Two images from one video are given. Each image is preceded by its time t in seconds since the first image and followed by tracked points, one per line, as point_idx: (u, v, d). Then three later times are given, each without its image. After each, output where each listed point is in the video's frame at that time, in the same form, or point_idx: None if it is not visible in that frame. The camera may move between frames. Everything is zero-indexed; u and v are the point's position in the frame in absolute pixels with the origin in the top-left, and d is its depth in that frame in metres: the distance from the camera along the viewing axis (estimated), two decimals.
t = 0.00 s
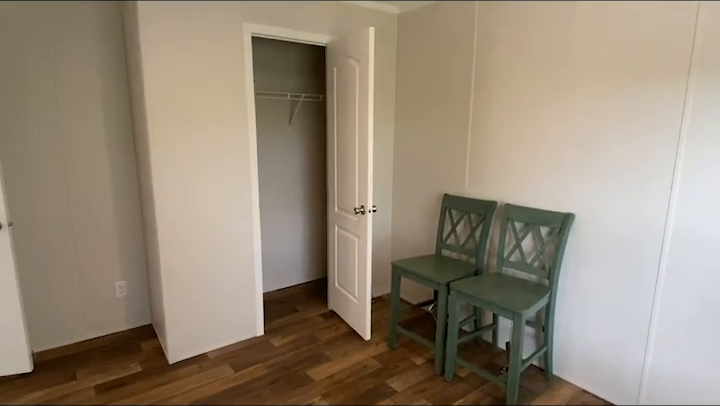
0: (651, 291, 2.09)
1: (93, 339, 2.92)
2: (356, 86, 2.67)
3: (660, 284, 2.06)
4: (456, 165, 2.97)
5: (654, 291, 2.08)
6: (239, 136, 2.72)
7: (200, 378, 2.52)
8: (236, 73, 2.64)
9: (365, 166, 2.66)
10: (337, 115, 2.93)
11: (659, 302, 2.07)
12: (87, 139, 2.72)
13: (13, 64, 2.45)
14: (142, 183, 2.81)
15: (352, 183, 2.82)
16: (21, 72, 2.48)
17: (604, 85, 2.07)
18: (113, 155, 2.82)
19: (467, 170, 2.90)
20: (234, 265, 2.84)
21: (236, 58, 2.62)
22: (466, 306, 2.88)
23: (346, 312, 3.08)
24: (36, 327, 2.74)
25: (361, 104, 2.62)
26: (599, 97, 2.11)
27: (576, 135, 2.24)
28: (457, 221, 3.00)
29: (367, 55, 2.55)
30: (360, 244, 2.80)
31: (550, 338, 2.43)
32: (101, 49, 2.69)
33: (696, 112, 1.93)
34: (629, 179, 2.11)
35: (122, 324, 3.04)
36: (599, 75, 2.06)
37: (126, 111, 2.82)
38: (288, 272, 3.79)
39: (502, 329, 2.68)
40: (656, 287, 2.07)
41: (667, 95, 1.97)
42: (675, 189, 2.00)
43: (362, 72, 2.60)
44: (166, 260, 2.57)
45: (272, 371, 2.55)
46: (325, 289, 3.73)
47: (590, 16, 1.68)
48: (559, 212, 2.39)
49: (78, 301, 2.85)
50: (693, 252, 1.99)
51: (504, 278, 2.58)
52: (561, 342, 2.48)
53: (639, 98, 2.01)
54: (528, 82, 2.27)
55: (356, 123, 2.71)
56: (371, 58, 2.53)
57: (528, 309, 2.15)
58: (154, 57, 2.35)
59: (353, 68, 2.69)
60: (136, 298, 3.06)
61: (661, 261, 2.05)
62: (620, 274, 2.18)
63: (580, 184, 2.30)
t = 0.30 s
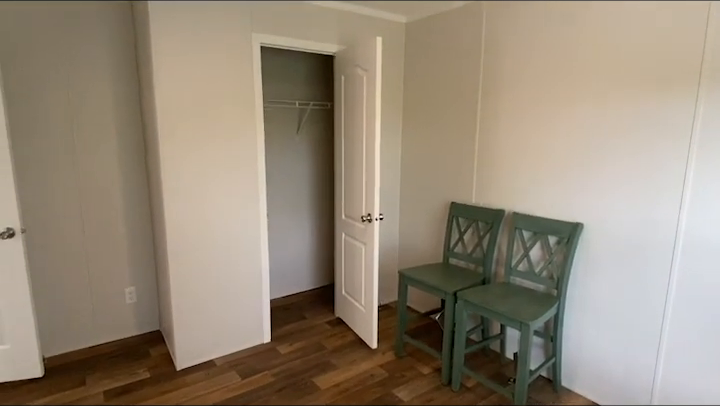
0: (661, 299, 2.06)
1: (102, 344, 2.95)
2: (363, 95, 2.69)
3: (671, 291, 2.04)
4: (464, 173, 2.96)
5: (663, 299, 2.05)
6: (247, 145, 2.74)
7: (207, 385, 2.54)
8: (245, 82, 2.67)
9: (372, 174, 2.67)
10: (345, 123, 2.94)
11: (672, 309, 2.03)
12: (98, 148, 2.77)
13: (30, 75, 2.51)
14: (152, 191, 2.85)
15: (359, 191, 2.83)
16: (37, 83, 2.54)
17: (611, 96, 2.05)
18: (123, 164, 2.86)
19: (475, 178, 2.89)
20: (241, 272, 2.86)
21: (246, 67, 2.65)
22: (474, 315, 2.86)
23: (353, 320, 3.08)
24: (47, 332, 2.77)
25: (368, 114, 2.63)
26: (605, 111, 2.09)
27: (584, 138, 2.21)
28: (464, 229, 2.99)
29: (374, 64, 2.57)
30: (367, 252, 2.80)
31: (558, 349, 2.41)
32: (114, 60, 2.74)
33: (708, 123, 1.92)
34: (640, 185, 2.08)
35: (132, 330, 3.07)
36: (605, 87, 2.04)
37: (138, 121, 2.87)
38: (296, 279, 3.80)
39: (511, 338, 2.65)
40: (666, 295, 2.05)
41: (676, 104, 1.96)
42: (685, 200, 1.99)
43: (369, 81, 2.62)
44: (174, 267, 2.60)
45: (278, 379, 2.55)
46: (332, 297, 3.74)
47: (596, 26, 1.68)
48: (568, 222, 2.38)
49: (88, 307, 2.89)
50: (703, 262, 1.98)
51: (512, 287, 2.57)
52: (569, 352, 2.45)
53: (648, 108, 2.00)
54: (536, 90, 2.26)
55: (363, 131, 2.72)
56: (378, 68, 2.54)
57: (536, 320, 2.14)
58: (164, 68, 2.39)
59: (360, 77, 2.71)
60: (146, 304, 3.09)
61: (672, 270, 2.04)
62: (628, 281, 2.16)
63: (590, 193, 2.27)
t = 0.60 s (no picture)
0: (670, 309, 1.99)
1: (106, 350, 2.95)
2: (367, 101, 2.69)
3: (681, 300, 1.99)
4: (469, 180, 2.95)
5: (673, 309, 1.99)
6: (252, 151, 2.75)
7: (209, 392, 2.52)
8: (250, 89, 2.68)
9: (376, 180, 2.66)
10: (349, 130, 2.94)
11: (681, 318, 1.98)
12: (105, 154, 2.79)
13: (39, 82, 2.55)
14: (157, 197, 2.87)
15: (363, 197, 2.83)
16: (45, 90, 2.57)
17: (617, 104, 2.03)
18: (129, 170, 2.88)
19: (480, 185, 2.87)
20: (244, 279, 2.85)
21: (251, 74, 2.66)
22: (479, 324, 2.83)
23: (357, 328, 3.05)
24: (52, 337, 2.79)
25: (372, 120, 2.63)
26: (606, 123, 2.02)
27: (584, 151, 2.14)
28: (469, 236, 2.97)
29: (378, 70, 2.57)
30: (371, 258, 2.79)
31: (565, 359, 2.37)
32: (121, 68, 2.77)
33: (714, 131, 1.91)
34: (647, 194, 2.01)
35: (136, 336, 3.08)
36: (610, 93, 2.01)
37: (144, 127, 2.89)
38: (300, 286, 3.79)
39: (516, 348, 2.60)
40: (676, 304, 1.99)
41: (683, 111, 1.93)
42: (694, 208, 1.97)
43: (373, 88, 2.62)
44: (178, 273, 2.60)
45: (281, 387, 2.53)
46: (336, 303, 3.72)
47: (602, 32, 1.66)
48: (574, 230, 2.36)
49: (93, 313, 2.90)
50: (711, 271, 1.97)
51: (518, 296, 2.55)
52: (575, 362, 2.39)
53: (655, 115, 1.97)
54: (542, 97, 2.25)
55: (367, 138, 2.72)
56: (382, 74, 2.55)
57: (542, 330, 2.11)
58: (170, 75, 2.41)
59: (364, 84, 2.72)
60: (150, 310, 3.09)
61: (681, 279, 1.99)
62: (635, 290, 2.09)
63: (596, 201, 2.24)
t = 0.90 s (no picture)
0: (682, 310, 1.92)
1: (105, 358, 2.91)
2: (370, 106, 2.64)
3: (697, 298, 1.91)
4: (474, 186, 2.87)
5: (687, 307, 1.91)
6: (253, 157, 2.70)
7: (206, 404, 2.46)
8: (252, 95, 2.64)
9: (379, 187, 2.60)
10: (352, 136, 2.89)
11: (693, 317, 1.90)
12: (106, 160, 2.77)
13: (40, 86, 2.53)
14: (157, 203, 2.83)
15: (367, 204, 2.76)
16: (46, 96, 2.56)
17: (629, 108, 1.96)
18: (130, 176, 2.85)
19: (486, 191, 2.80)
20: (246, 287, 2.80)
21: (252, 80, 2.63)
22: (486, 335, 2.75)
23: (360, 338, 2.98)
24: (50, 345, 2.74)
25: (375, 126, 2.58)
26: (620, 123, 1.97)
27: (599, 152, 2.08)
28: (474, 243, 2.88)
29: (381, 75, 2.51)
30: (374, 266, 2.72)
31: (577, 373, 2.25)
32: (123, 74, 2.75)
33: None
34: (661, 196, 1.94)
35: (135, 344, 3.03)
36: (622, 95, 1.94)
37: (145, 133, 2.86)
38: (302, 293, 3.72)
39: (524, 360, 2.51)
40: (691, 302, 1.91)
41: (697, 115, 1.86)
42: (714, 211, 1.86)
43: (376, 91, 2.57)
44: (177, 281, 2.56)
45: (279, 399, 2.44)
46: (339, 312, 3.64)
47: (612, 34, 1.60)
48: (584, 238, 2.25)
49: (92, 320, 2.86)
50: None
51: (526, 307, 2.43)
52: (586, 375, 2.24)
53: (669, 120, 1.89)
54: (551, 100, 2.20)
55: (369, 144, 2.67)
56: (385, 78, 2.50)
57: (550, 343, 2.02)
58: (170, 80, 2.37)
59: (367, 88, 2.67)
60: (149, 318, 3.05)
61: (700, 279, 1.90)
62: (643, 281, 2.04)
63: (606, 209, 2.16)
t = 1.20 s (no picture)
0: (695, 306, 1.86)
1: (96, 370, 2.81)
2: (370, 108, 2.54)
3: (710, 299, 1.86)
4: (480, 192, 2.74)
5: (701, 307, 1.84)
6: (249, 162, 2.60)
7: None
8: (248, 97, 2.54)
9: (379, 193, 2.49)
10: (352, 140, 2.78)
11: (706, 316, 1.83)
12: (99, 165, 2.69)
13: (32, 89, 2.47)
14: (151, 209, 2.73)
15: (367, 210, 2.65)
16: (37, 99, 2.49)
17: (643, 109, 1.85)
18: (124, 180, 2.76)
19: (493, 197, 2.67)
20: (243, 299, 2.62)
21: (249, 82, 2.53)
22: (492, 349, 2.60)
23: (360, 350, 2.86)
24: (38, 356, 2.65)
25: (376, 129, 2.47)
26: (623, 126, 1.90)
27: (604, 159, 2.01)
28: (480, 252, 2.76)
29: (382, 76, 2.41)
30: (374, 276, 2.60)
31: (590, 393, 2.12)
32: (117, 77, 2.67)
33: None
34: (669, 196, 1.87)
35: (127, 355, 2.92)
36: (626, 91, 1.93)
37: (139, 137, 2.78)
38: (302, 303, 3.60)
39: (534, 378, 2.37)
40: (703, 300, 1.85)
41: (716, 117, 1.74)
42: None
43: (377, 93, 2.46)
44: (168, 291, 2.45)
45: None
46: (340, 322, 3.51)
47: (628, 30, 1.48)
48: (597, 248, 2.14)
49: (82, 330, 2.76)
50: None
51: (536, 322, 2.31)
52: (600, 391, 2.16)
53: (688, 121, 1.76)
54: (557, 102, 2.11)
55: (369, 147, 2.57)
56: (386, 79, 2.39)
57: (563, 362, 1.89)
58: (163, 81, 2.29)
59: (367, 90, 2.57)
60: (142, 328, 2.94)
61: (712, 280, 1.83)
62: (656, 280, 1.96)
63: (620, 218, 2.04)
